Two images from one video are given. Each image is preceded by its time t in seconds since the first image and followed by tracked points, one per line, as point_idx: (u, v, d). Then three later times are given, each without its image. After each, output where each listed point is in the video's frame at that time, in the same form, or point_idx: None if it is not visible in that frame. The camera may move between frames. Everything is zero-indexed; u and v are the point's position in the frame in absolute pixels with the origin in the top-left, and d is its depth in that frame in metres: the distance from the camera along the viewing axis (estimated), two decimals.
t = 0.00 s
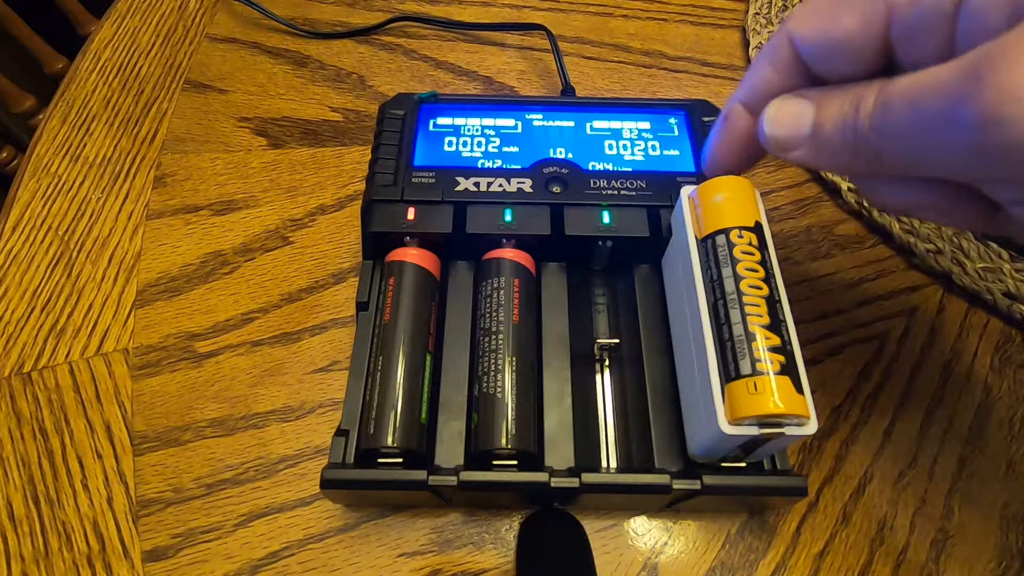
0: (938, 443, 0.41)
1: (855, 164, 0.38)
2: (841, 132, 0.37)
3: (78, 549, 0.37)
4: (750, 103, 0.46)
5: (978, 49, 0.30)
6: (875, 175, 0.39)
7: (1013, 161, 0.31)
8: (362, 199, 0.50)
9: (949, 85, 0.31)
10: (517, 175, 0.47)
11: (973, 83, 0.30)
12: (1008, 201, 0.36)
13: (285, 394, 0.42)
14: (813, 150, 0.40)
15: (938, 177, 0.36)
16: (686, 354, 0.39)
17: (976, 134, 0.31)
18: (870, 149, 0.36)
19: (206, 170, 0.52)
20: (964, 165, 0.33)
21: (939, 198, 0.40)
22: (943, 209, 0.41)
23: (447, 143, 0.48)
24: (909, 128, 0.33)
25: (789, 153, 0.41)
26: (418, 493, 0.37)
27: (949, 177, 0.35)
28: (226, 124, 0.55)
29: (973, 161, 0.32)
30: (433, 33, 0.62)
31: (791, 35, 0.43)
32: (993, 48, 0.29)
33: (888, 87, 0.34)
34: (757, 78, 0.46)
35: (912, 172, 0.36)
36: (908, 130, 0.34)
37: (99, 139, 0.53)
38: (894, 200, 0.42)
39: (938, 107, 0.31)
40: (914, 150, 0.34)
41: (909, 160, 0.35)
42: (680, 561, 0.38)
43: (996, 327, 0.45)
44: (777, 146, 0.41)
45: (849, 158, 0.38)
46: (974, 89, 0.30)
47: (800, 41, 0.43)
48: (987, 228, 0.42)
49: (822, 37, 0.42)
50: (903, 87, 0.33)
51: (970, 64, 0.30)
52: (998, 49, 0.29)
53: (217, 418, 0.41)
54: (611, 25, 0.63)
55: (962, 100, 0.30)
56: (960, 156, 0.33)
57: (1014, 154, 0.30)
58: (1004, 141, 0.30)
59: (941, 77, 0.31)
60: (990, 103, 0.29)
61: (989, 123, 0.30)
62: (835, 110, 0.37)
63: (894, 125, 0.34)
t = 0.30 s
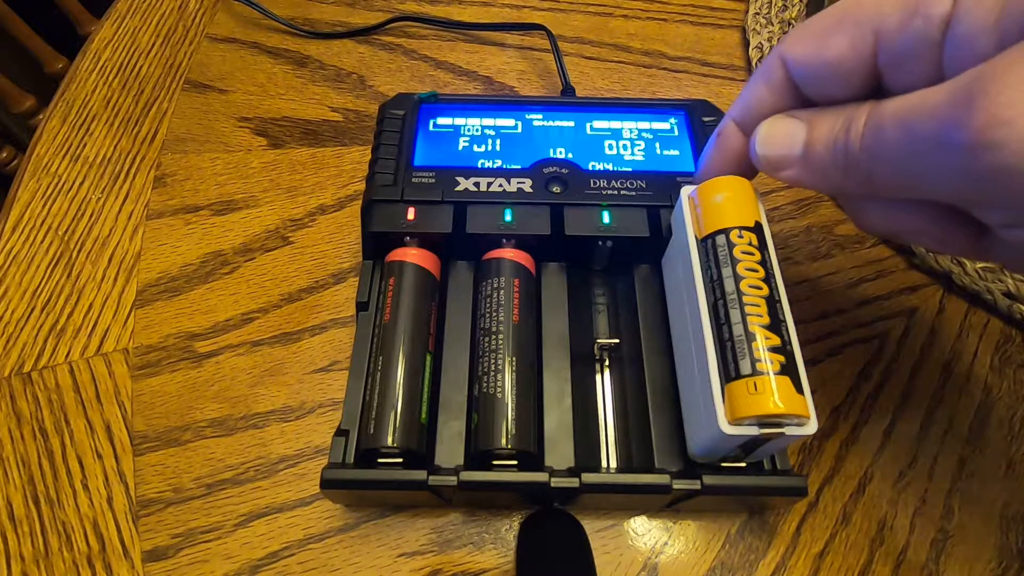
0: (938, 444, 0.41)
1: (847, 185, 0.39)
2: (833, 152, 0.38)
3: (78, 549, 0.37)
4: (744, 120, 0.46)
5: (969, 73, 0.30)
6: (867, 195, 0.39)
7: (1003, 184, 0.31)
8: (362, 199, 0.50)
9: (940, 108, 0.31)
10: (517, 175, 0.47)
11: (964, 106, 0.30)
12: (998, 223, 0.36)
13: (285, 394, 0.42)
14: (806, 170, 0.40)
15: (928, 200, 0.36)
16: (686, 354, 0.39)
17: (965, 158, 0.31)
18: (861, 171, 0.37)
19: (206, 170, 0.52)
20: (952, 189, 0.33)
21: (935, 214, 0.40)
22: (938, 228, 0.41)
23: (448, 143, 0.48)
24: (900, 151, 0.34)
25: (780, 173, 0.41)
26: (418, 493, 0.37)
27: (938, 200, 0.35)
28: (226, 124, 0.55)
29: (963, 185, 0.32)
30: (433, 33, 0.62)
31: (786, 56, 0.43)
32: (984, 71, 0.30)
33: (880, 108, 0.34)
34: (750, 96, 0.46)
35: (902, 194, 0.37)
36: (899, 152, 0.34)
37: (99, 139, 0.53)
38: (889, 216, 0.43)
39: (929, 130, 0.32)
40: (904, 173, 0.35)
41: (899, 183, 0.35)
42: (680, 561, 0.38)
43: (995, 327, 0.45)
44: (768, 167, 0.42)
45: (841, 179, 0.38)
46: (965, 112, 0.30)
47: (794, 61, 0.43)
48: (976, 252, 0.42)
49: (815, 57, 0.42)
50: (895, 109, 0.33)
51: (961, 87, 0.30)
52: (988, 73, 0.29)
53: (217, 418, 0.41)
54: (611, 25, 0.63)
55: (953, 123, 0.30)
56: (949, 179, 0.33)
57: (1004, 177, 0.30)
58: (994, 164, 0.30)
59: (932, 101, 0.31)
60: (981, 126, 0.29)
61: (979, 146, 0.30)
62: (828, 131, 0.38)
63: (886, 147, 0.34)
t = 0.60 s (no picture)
0: (938, 444, 0.41)
1: (862, 174, 0.39)
2: (849, 141, 0.38)
3: (78, 549, 0.37)
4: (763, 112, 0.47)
5: (989, 60, 0.30)
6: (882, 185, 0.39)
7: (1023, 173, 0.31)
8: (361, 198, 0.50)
9: (959, 96, 0.31)
10: (517, 175, 0.47)
11: (986, 93, 0.30)
12: (1014, 214, 0.36)
13: (285, 394, 0.42)
14: (820, 159, 0.40)
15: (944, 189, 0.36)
16: (687, 354, 0.39)
17: (985, 145, 0.31)
18: (877, 159, 0.36)
19: (206, 170, 0.52)
20: (971, 177, 0.33)
21: (943, 209, 0.40)
22: (950, 221, 0.41)
23: (448, 143, 0.48)
24: (917, 138, 0.34)
25: (795, 162, 0.41)
26: (418, 493, 0.37)
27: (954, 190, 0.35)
28: (226, 124, 0.55)
29: (982, 172, 0.32)
30: (433, 33, 0.62)
31: (805, 46, 0.44)
32: (1004, 58, 0.30)
33: (898, 96, 0.34)
34: (771, 87, 0.47)
35: (918, 184, 0.36)
36: (917, 140, 0.34)
37: (99, 139, 0.53)
38: (900, 210, 0.43)
39: (948, 117, 0.32)
40: (921, 162, 0.34)
41: (915, 171, 0.35)
42: (680, 561, 0.38)
43: (995, 327, 0.45)
44: (783, 156, 0.42)
45: (856, 167, 0.38)
46: (985, 99, 0.30)
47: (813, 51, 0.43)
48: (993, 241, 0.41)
49: (834, 48, 0.42)
50: (914, 96, 0.33)
51: (981, 75, 0.30)
52: (1008, 60, 0.29)
53: (217, 418, 0.41)
54: (611, 25, 0.63)
55: (973, 111, 0.30)
56: (968, 166, 0.33)
57: None
58: (1014, 152, 0.30)
59: (952, 88, 0.31)
60: (1001, 112, 0.29)
61: (999, 133, 0.30)
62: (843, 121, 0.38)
63: (904, 136, 0.34)
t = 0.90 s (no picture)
0: (938, 444, 0.41)
1: (871, 183, 0.38)
2: (854, 151, 0.37)
3: (78, 549, 0.37)
4: (749, 122, 0.45)
5: (998, 63, 0.30)
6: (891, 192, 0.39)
7: None
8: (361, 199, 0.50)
9: (971, 100, 0.31)
10: (517, 175, 0.47)
11: (1000, 95, 0.30)
12: None
13: (285, 394, 0.42)
14: (824, 172, 0.40)
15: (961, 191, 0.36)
16: (686, 355, 0.39)
17: (1003, 146, 0.31)
18: (887, 166, 0.36)
19: (206, 170, 0.52)
20: (991, 175, 0.33)
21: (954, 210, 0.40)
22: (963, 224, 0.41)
23: (448, 143, 0.48)
24: (928, 144, 0.33)
25: (798, 174, 0.41)
26: (418, 493, 0.37)
27: (971, 190, 0.35)
28: (226, 124, 0.55)
29: (1003, 172, 0.32)
30: (433, 33, 0.62)
31: (797, 56, 0.43)
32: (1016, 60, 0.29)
33: (903, 103, 0.34)
34: (756, 96, 0.46)
35: (932, 186, 0.36)
36: (928, 146, 0.34)
37: (99, 139, 0.53)
38: (909, 217, 0.43)
39: (961, 122, 0.31)
40: (935, 166, 0.34)
41: (929, 175, 0.35)
42: (680, 561, 0.38)
43: (995, 327, 0.45)
44: (785, 168, 0.42)
45: (864, 176, 0.38)
46: (1000, 102, 0.30)
47: (807, 62, 0.43)
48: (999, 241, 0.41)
49: (830, 60, 0.42)
50: (920, 103, 0.33)
51: (992, 77, 0.30)
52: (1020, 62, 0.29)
53: (217, 418, 0.41)
54: (611, 25, 0.63)
55: (988, 113, 0.30)
56: (987, 167, 0.33)
57: None
58: None
59: (962, 92, 0.31)
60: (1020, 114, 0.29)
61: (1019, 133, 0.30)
62: (846, 132, 0.38)
63: (914, 143, 0.34)
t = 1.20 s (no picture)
0: (938, 444, 0.41)
1: (846, 186, 0.38)
2: (828, 154, 0.38)
3: (78, 549, 0.37)
4: (725, 133, 0.45)
5: (959, 63, 0.31)
6: (867, 195, 0.39)
7: (1014, 171, 0.30)
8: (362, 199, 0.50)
9: (936, 100, 0.31)
10: (517, 175, 0.47)
11: (962, 95, 0.30)
12: (1006, 211, 0.36)
13: (285, 394, 0.42)
14: (801, 175, 0.40)
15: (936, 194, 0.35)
16: (686, 356, 0.39)
17: (968, 146, 0.31)
18: (859, 169, 0.36)
19: (206, 170, 0.52)
20: (961, 178, 0.33)
21: (933, 214, 0.40)
22: (942, 229, 0.41)
23: (448, 143, 0.48)
24: (897, 145, 0.34)
25: (776, 180, 0.42)
26: (418, 493, 0.37)
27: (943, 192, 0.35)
28: (226, 124, 0.55)
29: (972, 174, 0.32)
30: (433, 33, 0.62)
31: (765, 65, 0.43)
32: (977, 60, 0.30)
33: (872, 106, 0.34)
34: (728, 108, 0.45)
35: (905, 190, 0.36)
36: (898, 147, 0.34)
37: (99, 139, 0.53)
38: (891, 221, 0.42)
39: (927, 122, 0.32)
40: (904, 168, 0.34)
41: (901, 179, 0.35)
42: (680, 561, 0.38)
43: (995, 327, 0.45)
44: (764, 174, 0.42)
45: (839, 179, 0.38)
46: (963, 100, 0.30)
47: (776, 70, 0.43)
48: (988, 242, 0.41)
49: (797, 67, 0.42)
50: (887, 105, 0.33)
51: (956, 77, 0.30)
52: (980, 61, 0.29)
53: (217, 418, 0.41)
54: (611, 25, 0.63)
55: (953, 112, 0.30)
56: (955, 169, 0.33)
57: (1013, 164, 0.30)
58: (1001, 150, 0.30)
59: (928, 92, 0.31)
60: (982, 113, 0.29)
61: (984, 132, 0.30)
62: (819, 136, 0.38)
63: (885, 144, 0.34)
